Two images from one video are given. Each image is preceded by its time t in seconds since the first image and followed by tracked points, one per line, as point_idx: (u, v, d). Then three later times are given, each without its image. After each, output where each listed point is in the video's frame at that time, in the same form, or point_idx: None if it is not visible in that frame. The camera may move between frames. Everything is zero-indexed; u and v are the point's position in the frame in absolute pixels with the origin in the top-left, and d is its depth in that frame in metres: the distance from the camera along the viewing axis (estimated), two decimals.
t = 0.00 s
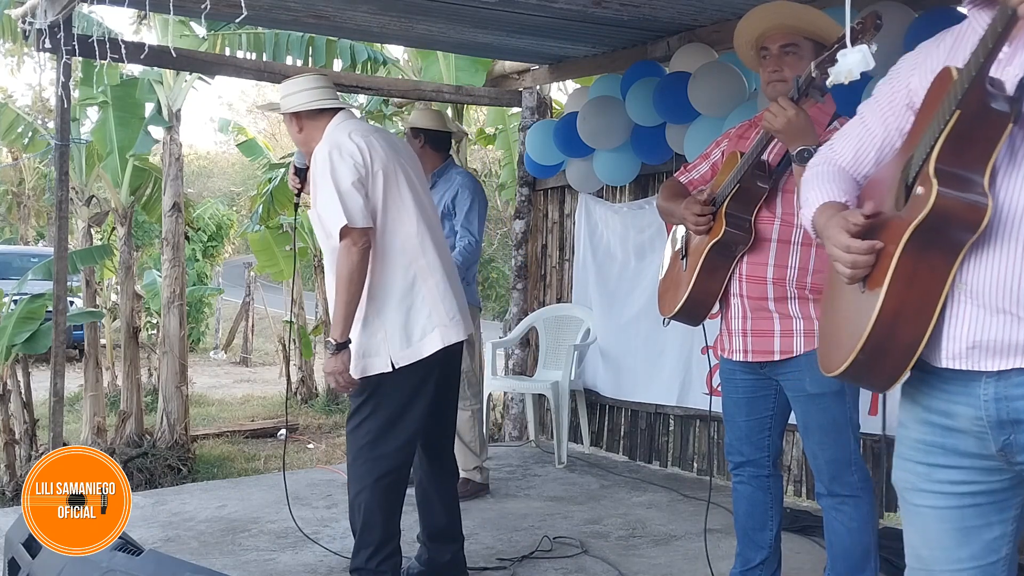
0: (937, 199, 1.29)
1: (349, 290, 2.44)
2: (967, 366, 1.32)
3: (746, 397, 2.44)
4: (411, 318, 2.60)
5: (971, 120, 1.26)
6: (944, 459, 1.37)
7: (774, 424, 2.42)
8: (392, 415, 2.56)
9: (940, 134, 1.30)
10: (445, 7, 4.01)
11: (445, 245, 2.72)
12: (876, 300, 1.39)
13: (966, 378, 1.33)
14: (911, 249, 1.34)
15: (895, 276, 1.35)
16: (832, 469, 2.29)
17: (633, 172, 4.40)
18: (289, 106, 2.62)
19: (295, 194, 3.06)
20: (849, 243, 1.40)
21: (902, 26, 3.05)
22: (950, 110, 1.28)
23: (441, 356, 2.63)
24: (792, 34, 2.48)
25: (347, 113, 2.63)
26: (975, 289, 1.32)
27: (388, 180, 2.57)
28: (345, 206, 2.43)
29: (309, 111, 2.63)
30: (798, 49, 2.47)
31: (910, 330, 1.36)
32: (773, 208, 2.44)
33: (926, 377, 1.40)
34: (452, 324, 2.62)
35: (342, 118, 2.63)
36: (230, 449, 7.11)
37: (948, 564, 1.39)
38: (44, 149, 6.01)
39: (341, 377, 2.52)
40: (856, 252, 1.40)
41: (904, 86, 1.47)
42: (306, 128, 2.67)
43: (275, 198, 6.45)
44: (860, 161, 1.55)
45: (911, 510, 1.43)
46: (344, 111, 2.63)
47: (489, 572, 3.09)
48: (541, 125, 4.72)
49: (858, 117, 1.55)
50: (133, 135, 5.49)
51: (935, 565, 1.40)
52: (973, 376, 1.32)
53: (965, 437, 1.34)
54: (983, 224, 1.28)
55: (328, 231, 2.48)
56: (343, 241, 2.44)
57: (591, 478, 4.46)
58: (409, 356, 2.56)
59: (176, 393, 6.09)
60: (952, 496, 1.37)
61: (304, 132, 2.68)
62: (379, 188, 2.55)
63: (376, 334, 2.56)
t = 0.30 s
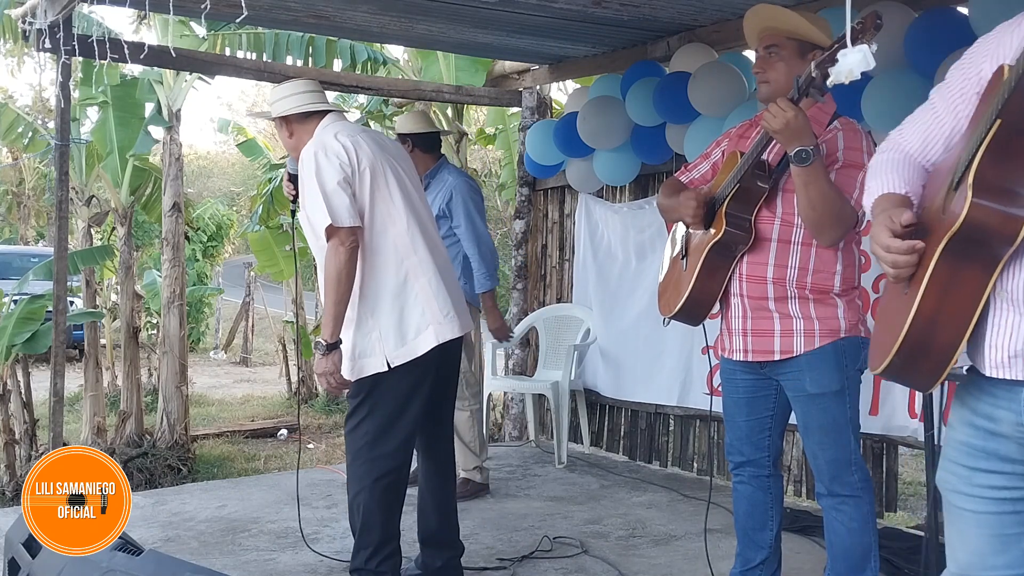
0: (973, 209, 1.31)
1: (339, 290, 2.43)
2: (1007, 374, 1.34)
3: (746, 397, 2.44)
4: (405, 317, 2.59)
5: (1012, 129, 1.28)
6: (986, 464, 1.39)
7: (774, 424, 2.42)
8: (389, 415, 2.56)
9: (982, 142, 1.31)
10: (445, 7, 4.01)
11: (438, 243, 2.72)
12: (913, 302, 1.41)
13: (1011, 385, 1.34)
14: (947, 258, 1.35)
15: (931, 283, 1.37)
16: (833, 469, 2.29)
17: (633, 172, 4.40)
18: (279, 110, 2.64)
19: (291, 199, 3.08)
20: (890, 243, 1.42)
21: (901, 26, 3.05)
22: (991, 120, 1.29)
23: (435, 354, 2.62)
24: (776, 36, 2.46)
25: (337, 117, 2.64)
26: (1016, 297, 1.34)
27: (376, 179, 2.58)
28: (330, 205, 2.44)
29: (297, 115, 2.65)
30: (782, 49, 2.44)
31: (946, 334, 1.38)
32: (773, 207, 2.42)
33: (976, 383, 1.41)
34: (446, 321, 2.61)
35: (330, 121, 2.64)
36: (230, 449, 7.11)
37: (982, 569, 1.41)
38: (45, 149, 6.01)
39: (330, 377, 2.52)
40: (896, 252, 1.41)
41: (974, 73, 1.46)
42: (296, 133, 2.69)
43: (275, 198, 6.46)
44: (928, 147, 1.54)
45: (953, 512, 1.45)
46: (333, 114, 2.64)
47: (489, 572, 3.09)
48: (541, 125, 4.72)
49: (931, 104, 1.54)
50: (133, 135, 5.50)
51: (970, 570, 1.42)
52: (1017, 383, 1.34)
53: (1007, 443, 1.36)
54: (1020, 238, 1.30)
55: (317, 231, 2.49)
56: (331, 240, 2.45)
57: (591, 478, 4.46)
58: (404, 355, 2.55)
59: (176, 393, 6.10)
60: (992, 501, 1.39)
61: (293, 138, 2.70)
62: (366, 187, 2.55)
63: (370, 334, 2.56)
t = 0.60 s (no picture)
0: (974, 213, 1.37)
1: (343, 285, 2.46)
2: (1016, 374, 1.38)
3: (746, 397, 2.44)
4: (407, 314, 2.59)
5: (1017, 135, 1.35)
6: (999, 460, 1.43)
7: (774, 424, 2.42)
8: (393, 413, 2.56)
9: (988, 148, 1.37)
10: (445, 7, 4.01)
11: (441, 243, 2.72)
12: (922, 298, 1.45)
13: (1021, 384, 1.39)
14: (953, 262, 1.40)
15: (937, 283, 1.42)
16: (833, 469, 2.29)
17: (633, 172, 4.40)
18: (291, 110, 2.66)
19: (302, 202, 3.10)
20: (905, 239, 1.46)
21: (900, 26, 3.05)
22: (998, 124, 1.36)
23: (437, 350, 2.61)
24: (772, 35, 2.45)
25: (346, 117, 2.66)
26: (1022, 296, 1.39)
27: (381, 177, 2.59)
28: (334, 201, 2.46)
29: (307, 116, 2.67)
30: (776, 50, 2.44)
31: (955, 330, 1.42)
32: (773, 207, 2.43)
33: (992, 382, 1.45)
34: (447, 319, 2.60)
35: (340, 121, 2.66)
36: (230, 449, 7.11)
37: (995, 564, 1.44)
38: (45, 149, 6.01)
39: (341, 373, 2.52)
40: (912, 250, 1.45)
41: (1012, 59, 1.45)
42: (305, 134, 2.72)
43: (276, 199, 6.46)
44: (967, 135, 1.52)
45: (968, 507, 1.49)
46: (342, 115, 2.65)
47: (489, 572, 3.09)
48: (541, 125, 4.72)
49: (971, 93, 1.53)
50: (133, 135, 5.50)
51: (984, 565, 1.46)
52: None
53: (1018, 440, 1.40)
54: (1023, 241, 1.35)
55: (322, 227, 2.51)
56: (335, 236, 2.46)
57: (592, 478, 4.46)
58: (404, 351, 2.55)
59: (176, 393, 6.09)
60: (1006, 497, 1.43)
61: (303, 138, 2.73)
62: (371, 185, 2.56)
63: (372, 329, 2.57)
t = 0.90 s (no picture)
0: (959, 212, 1.37)
1: (352, 283, 2.48)
2: (1000, 370, 1.37)
3: (747, 398, 2.44)
4: (415, 310, 2.59)
5: (1006, 137, 1.37)
6: (982, 454, 1.41)
7: (774, 424, 2.42)
8: (403, 411, 2.56)
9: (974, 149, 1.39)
10: (445, 7, 4.01)
11: (451, 241, 2.72)
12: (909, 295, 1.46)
13: (1006, 381, 1.38)
14: (939, 263, 1.41)
15: (923, 282, 1.42)
16: (833, 469, 2.29)
17: (633, 172, 4.40)
18: (305, 113, 2.68)
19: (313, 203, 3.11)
20: (894, 238, 1.45)
21: (900, 25, 3.05)
22: (982, 127, 1.38)
23: (447, 346, 2.61)
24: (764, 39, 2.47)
25: (360, 118, 2.67)
26: (1006, 295, 1.39)
27: (391, 176, 2.61)
28: (343, 199, 2.48)
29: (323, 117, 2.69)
30: (767, 52, 2.45)
31: (941, 327, 1.42)
32: (773, 207, 2.43)
33: (978, 378, 1.44)
34: (455, 315, 2.60)
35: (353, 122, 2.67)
36: (230, 449, 7.11)
37: (974, 559, 1.43)
38: (45, 149, 6.00)
39: (344, 369, 2.55)
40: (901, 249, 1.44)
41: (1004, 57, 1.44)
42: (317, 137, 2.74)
43: (276, 199, 6.46)
44: (960, 135, 1.50)
45: (949, 501, 1.48)
46: (356, 116, 2.67)
47: (489, 572, 3.09)
48: (541, 125, 4.72)
49: (966, 95, 1.52)
50: (133, 135, 5.49)
51: (960, 560, 1.45)
52: (1012, 379, 1.37)
53: (1003, 435, 1.39)
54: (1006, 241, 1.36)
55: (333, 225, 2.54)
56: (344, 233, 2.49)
57: (592, 478, 4.46)
58: (411, 348, 2.55)
59: (176, 393, 6.09)
60: (988, 491, 1.41)
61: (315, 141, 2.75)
62: (380, 183, 2.59)
63: (380, 325, 2.58)
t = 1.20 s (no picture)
0: (915, 206, 1.37)
1: (359, 276, 2.49)
2: (954, 364, 1.38)
3: (746, 398, 2.44)
4: (419, 307, 2.59)
5: (957, 133, 1.35)
6: (942, 452, 1.40)
7: (774, 424, 2.42)
8: (409, 411, 2.56)
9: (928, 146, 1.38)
10: (445, 7, 4.01)
11: (461, 241, 2.73)
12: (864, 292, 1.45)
13: (960, 375, 1.38)
14: (894, 256, 1.40)
15: (880, 276, 1.41)
16: (832, 468, 2.29)
17: (633, 171, 4.40)
18: (329, 109, 2.70)
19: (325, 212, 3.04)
20: (850, 236, 1.45)
21: (900, 26, 3.05)
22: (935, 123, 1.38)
23: (451, 346, 2.60)
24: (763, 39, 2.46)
25: (381, 117, 2.68)
26: (959, 289, 1.39)
27: (406, 172, 2.62)
28: (355, 193, 2.50)
29: (343, 115, 2.71)
30: (765, 52, 2.45)
31: (897, 321, 1.42)
32: (773, 207, 2.44)
33: (934, 375, 1.43)
34: (458, 315, 2.59)
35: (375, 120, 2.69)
36: (230, 449, 7.11)
37: (941, 556, 1.41)
38: (45, 149, 6.00)
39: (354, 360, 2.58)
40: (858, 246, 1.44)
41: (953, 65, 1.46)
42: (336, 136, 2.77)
43: (275, 199, 6.47)
44: (909, 148, 1.51)
45: (913, 501, 1.46)
46: (378, 114, 2.68)
47: (489, 572, 3.09)
48: (541, 125, 4.72)
49: (917, 107, 1.53)
50: (133, 135, 5.49)
51: (929, 558, 1.43)
52: (965, 374, 1.37)
53: (960, 432, 1.38)
54: (958, 235, 1.36)
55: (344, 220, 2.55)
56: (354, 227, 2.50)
57: (591, 478, 4.46)
58: (413, 345, 2.56)
59: (176, 393, 6.09)
60: (951, 489, 1.40)
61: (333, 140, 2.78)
62: (394, 179, 2.60)
63: (385, 321, 2.58)
